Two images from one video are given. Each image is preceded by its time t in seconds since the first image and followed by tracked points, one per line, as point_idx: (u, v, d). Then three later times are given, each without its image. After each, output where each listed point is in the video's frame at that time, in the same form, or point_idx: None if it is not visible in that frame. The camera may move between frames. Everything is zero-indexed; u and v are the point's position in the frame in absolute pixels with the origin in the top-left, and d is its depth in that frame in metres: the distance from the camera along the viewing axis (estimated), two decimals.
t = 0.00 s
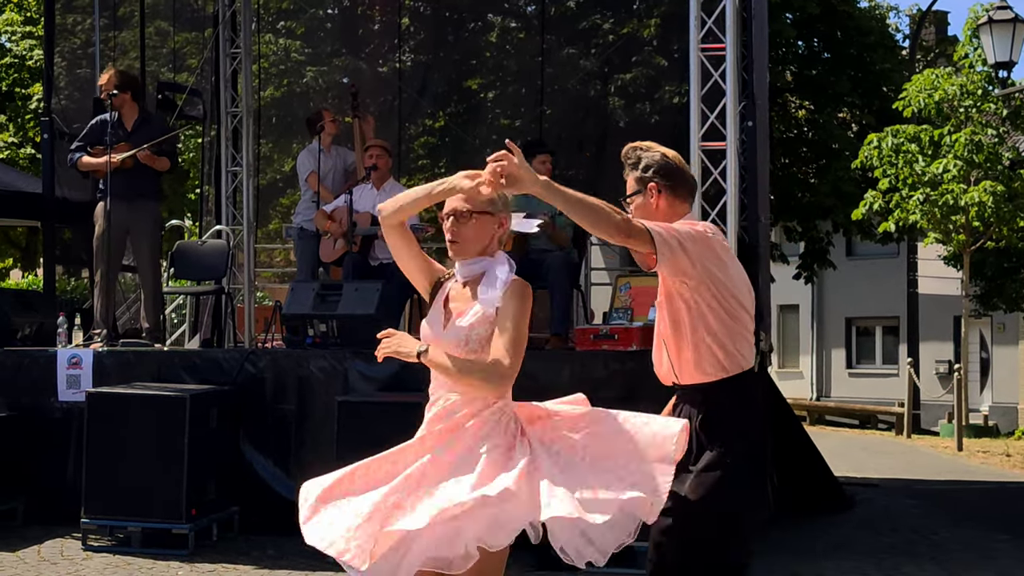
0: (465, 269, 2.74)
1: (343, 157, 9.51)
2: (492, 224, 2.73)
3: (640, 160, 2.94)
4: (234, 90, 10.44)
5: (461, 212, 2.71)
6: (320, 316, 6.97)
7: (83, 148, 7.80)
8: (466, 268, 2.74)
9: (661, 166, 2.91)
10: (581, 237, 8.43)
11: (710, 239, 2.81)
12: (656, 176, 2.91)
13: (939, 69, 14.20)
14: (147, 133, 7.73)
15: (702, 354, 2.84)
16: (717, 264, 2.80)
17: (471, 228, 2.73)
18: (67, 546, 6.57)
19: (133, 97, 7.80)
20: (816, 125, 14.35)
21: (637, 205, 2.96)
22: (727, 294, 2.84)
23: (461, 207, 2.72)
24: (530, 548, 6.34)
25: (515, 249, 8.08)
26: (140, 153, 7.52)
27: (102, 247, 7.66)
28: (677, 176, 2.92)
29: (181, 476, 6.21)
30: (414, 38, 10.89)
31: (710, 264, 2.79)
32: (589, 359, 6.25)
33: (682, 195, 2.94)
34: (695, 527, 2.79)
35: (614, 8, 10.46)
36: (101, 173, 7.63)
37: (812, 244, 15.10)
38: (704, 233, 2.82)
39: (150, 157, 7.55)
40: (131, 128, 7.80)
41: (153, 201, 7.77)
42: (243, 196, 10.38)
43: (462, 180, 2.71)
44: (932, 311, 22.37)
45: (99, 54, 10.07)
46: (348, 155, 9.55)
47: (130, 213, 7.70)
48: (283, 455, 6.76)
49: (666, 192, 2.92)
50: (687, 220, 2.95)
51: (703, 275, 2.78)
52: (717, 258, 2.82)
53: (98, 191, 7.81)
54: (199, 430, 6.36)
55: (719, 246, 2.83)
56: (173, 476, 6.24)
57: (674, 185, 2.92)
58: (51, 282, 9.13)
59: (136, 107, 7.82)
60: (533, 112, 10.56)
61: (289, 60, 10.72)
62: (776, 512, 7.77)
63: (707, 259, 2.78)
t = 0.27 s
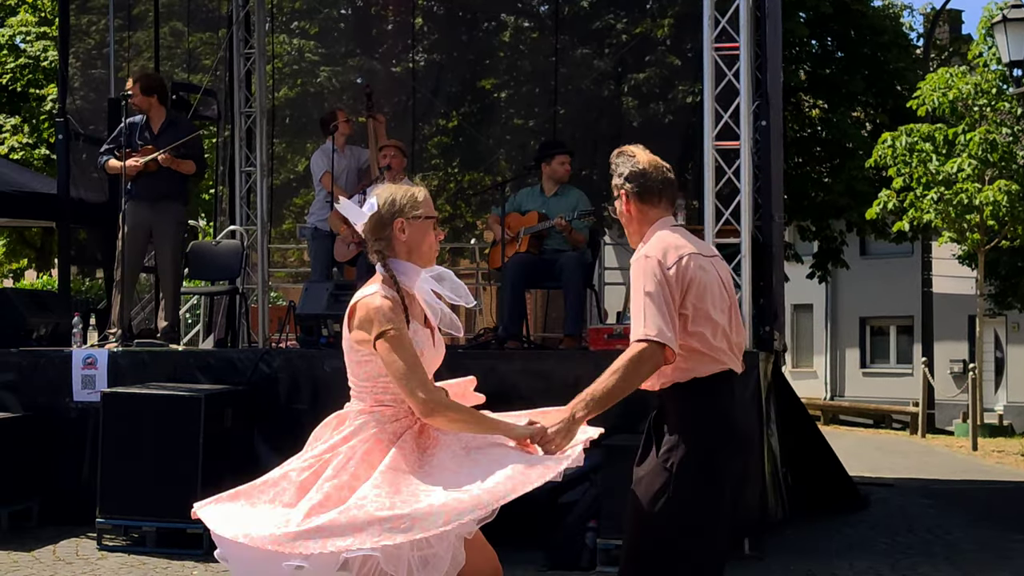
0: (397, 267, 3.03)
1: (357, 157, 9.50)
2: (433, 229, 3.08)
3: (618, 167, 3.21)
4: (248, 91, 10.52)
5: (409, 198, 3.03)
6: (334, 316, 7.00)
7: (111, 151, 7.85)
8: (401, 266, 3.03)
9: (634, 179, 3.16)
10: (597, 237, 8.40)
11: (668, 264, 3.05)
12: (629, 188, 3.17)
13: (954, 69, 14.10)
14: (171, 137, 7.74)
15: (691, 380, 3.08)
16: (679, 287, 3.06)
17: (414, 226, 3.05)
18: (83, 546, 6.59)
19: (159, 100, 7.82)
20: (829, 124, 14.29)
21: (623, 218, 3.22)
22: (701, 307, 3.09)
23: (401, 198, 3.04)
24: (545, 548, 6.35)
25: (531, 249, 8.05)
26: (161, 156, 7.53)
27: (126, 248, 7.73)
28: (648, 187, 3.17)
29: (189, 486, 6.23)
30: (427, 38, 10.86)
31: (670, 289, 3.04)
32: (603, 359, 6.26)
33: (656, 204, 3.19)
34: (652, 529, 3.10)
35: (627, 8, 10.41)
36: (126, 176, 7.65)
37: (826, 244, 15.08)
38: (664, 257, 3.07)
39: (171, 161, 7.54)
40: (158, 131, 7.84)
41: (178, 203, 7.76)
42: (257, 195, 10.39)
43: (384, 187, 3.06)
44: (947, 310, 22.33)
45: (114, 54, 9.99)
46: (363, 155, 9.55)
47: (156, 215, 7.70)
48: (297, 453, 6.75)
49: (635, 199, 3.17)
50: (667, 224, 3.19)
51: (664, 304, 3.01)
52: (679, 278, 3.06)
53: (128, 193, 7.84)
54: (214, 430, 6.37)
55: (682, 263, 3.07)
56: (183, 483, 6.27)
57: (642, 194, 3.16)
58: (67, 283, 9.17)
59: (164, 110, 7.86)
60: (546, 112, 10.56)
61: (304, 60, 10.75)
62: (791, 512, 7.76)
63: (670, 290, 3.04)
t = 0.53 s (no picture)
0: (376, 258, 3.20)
1: (372, 156, 9.51)
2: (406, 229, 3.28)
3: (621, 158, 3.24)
4: (263, 90, 10.64)
5: (384, 191, 3.23)
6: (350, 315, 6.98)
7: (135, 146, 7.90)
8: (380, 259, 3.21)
9: (635, 175, 3.18)
10: (614, 237, 8.37)
11: (639, 267, 3.09)
12: (632, 184, 3.20)
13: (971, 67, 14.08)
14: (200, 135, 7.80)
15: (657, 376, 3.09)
16: (655, 293, 3.09)
17: (392, 228, 3.24)
18: (100, 544, 6.60)
19: (190, 99, 7.89)
20: (846, 123, 14.25)
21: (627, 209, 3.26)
22: (691, 305, 3.08)
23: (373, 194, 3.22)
24: (561, 546, 6.35)
25: (549, 249, 7.98)
26: (183, 157, 7.55)
27: (145, 246, 7.74)
28: (650, 182, 3.18)
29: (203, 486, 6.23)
30: (442, 37, 10.87)
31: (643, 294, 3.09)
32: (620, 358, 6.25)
33: (662, 200, 3.21)
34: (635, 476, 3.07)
35: (642, 6, 10.41)
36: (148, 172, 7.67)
37: (842, 242, 15.05)
38: (644, 260, 3.09)
39: (193, 162, 7.57)
40: (186, 129, 7.91)
41: (198, 202, 7.78)
42: (273, 194, 10.40)
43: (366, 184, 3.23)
44: (963, 309, 22.27)
45: (130, 54, 9.88)
46: (378, 153, 9.56)
47: (174, 214, 7.71)
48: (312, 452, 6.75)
49: (642, 199, 3.20)
50: (673, 219, 3.20)
51: (627, 311, 3.09)
52: (658, 280, 3.08)
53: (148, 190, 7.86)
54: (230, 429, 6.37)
55: (662, 267, 3.08)
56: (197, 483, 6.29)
57: (646, 192, 3.19)
58: (83, 282, 9.19)
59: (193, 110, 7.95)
60: (562, 110, 10.55)
61: (319, 59, 10.75)
62: (807, 511, 7.75)
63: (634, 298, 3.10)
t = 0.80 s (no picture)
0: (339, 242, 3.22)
1: (385, 155, 9.53)
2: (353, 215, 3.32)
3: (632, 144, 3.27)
4: (277, 89, 10.54)
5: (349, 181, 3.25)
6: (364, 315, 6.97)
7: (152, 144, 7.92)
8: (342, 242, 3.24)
9: (651, 161, 3.21)
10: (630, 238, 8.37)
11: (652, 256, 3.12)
12: (648, 171, 3.23)
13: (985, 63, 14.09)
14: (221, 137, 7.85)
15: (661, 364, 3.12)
16: (660, 282, 3.12)
17: (355, 215, 3.27)
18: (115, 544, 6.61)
19: (213, 102, 7.96)
20: (861, 121, 14.23)
21: (636, 190, 3.29)
22: (706, 294, 3.10)
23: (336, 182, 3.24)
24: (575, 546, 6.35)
25: (563, 249, 8.02)
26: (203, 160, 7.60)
27: (161, 246, 7.73)
28: (668, 168, 3.22)
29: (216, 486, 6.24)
30: (456, 37, 10.88)
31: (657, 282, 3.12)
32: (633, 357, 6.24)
33: (679, 186, 3.24)
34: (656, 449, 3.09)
35: (656, 6, 10.29)
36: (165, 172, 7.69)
37: (856, 241, 15.03)
38: (657, 248, 3.12)
39: (211, 164, 7.61)
40: (206, 130, 7.95)
41: (212, 203, 7.81)
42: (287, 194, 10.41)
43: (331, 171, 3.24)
44: (979, 308, 22.21)
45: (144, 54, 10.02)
46: (391, 153, 9.58)
47: (189, 214, 7.73)
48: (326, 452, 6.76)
49: (661, 187, 3.23)
50: (687, 206, 3.23)
51: (629, 300, 3.14)
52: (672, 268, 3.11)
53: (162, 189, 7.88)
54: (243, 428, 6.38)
55: (671, 257, 3.11)
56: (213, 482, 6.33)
57: (664, 178, 3.22)
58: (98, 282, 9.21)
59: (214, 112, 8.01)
60: (575, 110, 10.55)
61: (332, 59, 10.74)
62: (821, 510, 7.74)
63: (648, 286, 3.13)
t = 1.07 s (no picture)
0: (270, 270, 3.03)
1: (398, 156, 9.53)
2: (301, 242, 3.13)
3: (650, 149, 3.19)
4: (290, 91, 10.68)
5: (278, 207, 3.07)
6: (377, 316, 6.98)
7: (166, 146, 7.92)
8: (270, 269, 3.03)
9: (682, 166, 3.15)
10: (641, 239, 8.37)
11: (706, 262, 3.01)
12: (674, 176, 3.15)
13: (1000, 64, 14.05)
14: (237, 141, 7.87)
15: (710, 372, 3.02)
16: (719, 288, 3.02)
17: (288, 239, 3.08)
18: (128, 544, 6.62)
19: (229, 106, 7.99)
20: (873, 121, 14.25)
21: (654, 200, 3.19)
22: (749, 304, 3.04)
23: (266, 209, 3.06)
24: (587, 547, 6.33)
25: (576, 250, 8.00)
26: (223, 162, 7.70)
27: (172, 248, 7.72)
28: (694, 174, 3.16)
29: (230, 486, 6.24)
30: (468, 37, 10.87)
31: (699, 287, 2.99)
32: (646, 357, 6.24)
33: (702, 194, 3.19)
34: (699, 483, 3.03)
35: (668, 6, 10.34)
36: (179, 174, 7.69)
37: (869, 241, 14.99)
38: (704, 254, 3.02)
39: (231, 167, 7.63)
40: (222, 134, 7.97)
41: (227, 205, 7.81)
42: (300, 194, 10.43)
43: (259, 198, 3.07)
44: (992, 308, 22.17)
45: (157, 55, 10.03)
46: (402, 154, 9.57)
47: (204, 216, 7.74)
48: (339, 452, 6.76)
49: (687, 191, 3.16)
50: (710, 218, 3.17)
51: (694, 304, 2.99)
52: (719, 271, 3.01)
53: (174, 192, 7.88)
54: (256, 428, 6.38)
55: (725, 264, 3.02)
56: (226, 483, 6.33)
57: (692, 182, 3.16)
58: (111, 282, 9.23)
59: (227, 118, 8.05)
60: (588, 110, 10.56)
61: (345, 60, 10.77)
62: (834, 511, 7.71)
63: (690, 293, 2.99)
